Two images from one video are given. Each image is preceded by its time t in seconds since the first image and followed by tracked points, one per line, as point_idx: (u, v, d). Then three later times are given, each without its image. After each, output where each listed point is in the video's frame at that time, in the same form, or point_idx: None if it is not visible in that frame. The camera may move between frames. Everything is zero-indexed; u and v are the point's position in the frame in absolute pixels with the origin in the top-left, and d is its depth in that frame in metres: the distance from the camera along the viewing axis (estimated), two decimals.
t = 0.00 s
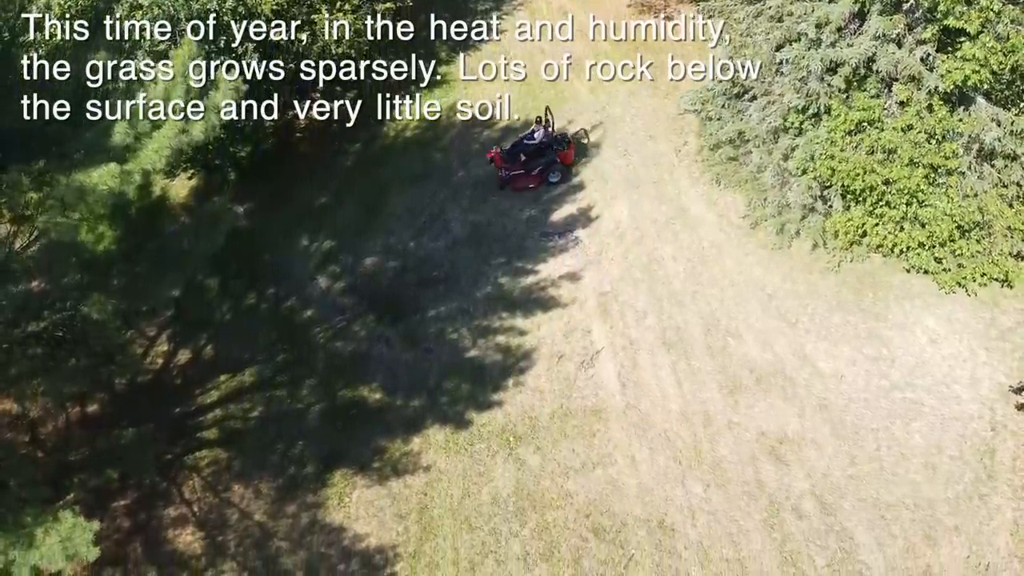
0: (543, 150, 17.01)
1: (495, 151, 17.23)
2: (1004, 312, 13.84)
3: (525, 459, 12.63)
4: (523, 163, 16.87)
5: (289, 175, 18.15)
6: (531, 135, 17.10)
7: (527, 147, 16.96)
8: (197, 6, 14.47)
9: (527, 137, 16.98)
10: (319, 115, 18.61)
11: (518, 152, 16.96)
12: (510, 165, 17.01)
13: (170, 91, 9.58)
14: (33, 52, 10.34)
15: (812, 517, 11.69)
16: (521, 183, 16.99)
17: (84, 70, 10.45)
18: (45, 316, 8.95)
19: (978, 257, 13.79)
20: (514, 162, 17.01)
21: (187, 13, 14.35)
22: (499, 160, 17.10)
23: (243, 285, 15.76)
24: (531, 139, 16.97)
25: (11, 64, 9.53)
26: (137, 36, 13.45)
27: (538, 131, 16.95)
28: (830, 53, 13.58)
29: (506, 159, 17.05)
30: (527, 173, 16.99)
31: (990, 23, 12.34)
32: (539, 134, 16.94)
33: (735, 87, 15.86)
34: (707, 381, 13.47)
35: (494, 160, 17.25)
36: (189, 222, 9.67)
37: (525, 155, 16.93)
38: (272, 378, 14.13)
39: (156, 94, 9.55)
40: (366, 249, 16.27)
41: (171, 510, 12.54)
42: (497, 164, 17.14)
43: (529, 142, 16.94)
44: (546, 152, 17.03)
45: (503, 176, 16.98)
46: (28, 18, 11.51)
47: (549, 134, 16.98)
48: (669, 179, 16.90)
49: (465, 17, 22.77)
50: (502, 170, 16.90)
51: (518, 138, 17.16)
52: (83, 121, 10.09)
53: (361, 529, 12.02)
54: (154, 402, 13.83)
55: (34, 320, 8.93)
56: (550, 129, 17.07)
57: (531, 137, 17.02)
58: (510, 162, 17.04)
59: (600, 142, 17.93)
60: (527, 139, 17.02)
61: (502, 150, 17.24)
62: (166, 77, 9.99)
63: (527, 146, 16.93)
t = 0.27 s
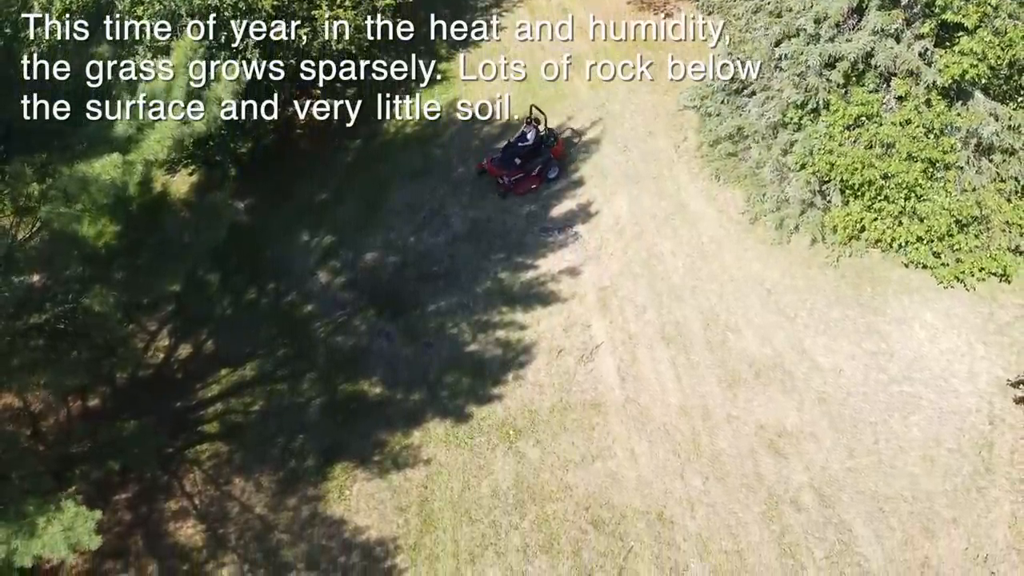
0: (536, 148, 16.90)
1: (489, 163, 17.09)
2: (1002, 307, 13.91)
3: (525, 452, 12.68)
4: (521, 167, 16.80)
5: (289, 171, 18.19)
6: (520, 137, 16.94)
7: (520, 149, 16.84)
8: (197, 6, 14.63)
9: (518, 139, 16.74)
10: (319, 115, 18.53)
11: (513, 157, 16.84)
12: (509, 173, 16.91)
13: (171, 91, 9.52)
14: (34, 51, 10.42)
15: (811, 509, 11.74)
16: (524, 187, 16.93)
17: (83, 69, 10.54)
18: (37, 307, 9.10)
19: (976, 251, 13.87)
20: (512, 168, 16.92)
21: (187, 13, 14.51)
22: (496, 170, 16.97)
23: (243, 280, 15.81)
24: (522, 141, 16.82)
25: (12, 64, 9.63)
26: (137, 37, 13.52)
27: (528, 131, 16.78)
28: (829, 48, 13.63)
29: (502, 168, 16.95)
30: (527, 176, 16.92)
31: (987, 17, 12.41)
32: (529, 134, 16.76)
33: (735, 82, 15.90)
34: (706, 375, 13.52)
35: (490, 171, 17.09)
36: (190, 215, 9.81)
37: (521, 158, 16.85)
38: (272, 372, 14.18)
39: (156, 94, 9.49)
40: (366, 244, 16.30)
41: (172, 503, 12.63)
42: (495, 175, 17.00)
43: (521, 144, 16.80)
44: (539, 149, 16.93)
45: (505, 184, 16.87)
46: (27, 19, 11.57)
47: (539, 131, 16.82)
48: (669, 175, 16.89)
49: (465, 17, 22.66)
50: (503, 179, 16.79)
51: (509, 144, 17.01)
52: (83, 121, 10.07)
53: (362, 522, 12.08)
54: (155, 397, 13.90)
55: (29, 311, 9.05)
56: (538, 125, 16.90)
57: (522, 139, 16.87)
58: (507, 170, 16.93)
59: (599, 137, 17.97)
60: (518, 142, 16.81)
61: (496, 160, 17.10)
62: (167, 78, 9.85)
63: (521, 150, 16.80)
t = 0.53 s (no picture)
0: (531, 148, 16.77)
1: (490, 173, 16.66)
2: (1000, 301, 13.99)
3: (525, 445, 12.75)
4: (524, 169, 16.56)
5: (289, 166, 18.15)
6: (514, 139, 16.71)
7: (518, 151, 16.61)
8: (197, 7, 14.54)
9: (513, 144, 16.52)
10: (319, 115, 18.73)
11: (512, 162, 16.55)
12: (513, 178, 16.60)
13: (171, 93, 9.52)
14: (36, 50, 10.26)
15: (810, 501, 11.80)
16: (530, 189, 16.75)
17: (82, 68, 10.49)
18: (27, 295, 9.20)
19: (974, 246, 13.93)
20: (515, 173, 16.63)
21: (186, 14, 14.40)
22: (500, 178, 16.57)
23: (244, 275, 15.84)
24: (518, 143, 16.62)
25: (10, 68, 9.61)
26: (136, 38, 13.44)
27: (521, 131, 16.62)
28: (828, 43, 13.69)
29: (505, 175, 16.60)
30: (529, 177, 16.76)
31: (985, 13, 12.50)
32: (523, 134, 16.61)
33: (734, 78, 15.96)
34: (705, 369, 13.56)
35: (493, 181, 16.66)
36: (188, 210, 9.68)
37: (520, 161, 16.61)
38: (273, 367, 14.23)
39: (157, 94, 9.51)
40: (367, 240, 16.32)
41: (173, 496, 12.69)
42: (500, 183, 16.61)
43: (518, 146, 16.60)
44: (534, 147, 16.82)
45: (512, 190, 16.57)
46: (27, 17, 11.44)
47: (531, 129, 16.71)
48: (668, 170, 16.90)
49: (464, 17, 22.54)
50: (511, 186, 16.48)
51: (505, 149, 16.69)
52: (82, 121, 9.95)
53: (362, 514, 12.15)
54: (156, 391, 13.95)
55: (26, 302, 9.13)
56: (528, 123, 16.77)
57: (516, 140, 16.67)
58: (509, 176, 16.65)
59: (599, 133, 17.99)
60: (512, 146, 16.61)
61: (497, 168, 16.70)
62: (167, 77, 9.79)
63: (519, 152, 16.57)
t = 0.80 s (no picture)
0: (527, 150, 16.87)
1: (496, 183, 16.50)
2: (997, 296, 14.11)
3: (525, 438, 12.83)
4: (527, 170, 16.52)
5: (290, 161, 18.14)
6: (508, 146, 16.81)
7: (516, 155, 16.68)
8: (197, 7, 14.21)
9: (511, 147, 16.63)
10: (319, 114, 18.82)
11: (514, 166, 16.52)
12: (520, 182, 16.51)
13: (172, 92, 9.88)
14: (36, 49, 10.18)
15: (808, 494, 11.87)
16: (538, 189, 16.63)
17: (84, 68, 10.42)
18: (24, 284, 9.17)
19: (972, 241, 13.98)
20: (519, 177, 16.58)
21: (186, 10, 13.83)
22: (508, 185, 16.44)
23: (245, 270, 15.89)
24: (513, 148, 16.72)
25: (9, 68, 9.64)
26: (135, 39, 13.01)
27: (515, 136, 16.76)
28: (826, 38, 13.75)
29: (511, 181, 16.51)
30: (534, 178, 16.70)
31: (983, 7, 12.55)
32: (516, 138, 16.73)
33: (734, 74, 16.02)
34: (704, 363, 13.62)
35: (501, 189, 16.48)
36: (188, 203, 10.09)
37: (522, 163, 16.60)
38: (274, 361, 14.29)
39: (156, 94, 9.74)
40: (367, 235, 16.37)
41: (174, 489, 12.75)
42: (508, 191, 16.45)
43: (515, 150, 16.69)
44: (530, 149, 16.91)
45: (523, 194, 16.41)
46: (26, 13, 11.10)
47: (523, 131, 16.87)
48: (668, 166, 16.94)
49: (464, 17, 22.43)
50: (521, 190, 16.34)
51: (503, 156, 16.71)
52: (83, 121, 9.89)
53: (363, 507, 12.23)
54: (157, 384, 14.00)
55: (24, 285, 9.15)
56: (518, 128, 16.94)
57: (512, 146, 16.77)
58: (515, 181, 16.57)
59: (599, 129, 18.03)
60: (510, 150, 16.71)
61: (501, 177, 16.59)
62: (168, 77, 9.94)
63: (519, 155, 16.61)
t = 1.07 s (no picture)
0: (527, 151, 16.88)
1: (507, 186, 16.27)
2: (995, 288, 14.18)
3: (525, 430, 12.92)
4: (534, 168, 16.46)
5: (290, 156, 18.15)
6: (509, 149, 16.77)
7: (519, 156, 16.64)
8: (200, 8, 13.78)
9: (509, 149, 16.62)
10: (319, 115, 18.58)
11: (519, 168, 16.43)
12: (529, 182, 16.38)
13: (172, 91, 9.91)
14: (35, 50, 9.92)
15: (807, 484, 11.93)
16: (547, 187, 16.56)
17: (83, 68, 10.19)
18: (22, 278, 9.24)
19: (971, 234, 13.93)
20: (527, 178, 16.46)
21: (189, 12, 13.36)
22: (518, 187, 16.26)
23: (246, 263, 15.92)
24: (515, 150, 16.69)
25: (10, 67, 9.54)
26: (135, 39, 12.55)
27: (514, 138, 16.76)
28: (825, 31, 13.79)
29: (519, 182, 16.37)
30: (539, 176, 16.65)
31: None
32: (516, 141, 16.74)
33: (734, 68, 16.09)
34: (703, 355, 13.67)
35: (513, 192, 16.26)
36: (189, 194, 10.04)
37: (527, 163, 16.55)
38: (275, 353, 14.33)
39: (156, 94, 9.80)
40: (367, 229, 16.39)
41: (176, 480, 12.80)
42: (520, 192, 16.26)
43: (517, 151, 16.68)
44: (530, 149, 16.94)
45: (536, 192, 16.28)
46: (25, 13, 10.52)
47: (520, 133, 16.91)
48: (667, 160, 16.99)
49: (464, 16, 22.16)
50: (534, 188, 16.22)
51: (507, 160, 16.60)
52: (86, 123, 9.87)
53: (364, 498, 12.31)
54: (159, 376, 14.04)
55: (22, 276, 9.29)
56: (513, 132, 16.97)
57: (513, 149, 16.74)
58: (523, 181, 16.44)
59: (599, 123, 18.06)
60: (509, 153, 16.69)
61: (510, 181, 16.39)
62: (167, 77, 10.06)
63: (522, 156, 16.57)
